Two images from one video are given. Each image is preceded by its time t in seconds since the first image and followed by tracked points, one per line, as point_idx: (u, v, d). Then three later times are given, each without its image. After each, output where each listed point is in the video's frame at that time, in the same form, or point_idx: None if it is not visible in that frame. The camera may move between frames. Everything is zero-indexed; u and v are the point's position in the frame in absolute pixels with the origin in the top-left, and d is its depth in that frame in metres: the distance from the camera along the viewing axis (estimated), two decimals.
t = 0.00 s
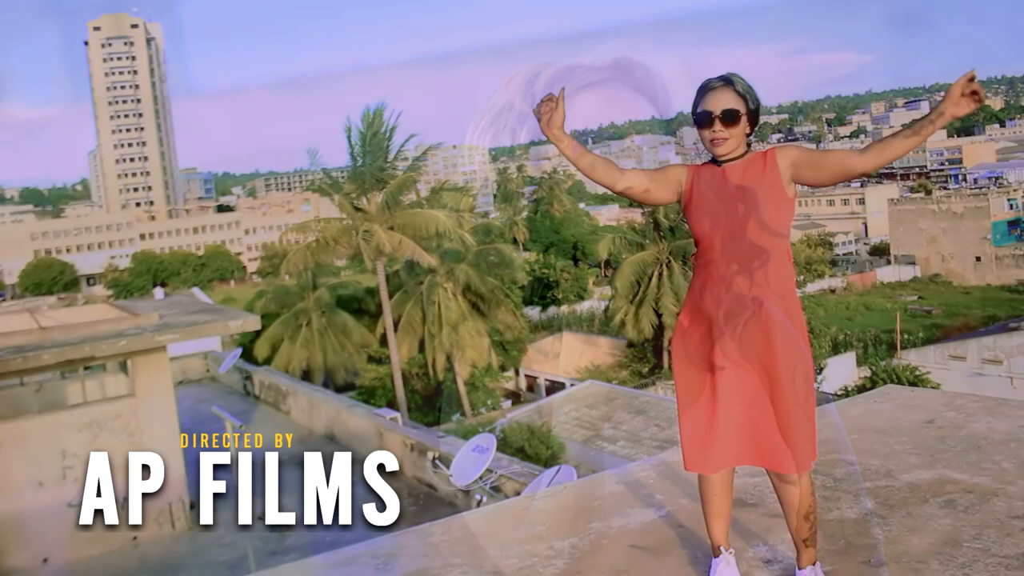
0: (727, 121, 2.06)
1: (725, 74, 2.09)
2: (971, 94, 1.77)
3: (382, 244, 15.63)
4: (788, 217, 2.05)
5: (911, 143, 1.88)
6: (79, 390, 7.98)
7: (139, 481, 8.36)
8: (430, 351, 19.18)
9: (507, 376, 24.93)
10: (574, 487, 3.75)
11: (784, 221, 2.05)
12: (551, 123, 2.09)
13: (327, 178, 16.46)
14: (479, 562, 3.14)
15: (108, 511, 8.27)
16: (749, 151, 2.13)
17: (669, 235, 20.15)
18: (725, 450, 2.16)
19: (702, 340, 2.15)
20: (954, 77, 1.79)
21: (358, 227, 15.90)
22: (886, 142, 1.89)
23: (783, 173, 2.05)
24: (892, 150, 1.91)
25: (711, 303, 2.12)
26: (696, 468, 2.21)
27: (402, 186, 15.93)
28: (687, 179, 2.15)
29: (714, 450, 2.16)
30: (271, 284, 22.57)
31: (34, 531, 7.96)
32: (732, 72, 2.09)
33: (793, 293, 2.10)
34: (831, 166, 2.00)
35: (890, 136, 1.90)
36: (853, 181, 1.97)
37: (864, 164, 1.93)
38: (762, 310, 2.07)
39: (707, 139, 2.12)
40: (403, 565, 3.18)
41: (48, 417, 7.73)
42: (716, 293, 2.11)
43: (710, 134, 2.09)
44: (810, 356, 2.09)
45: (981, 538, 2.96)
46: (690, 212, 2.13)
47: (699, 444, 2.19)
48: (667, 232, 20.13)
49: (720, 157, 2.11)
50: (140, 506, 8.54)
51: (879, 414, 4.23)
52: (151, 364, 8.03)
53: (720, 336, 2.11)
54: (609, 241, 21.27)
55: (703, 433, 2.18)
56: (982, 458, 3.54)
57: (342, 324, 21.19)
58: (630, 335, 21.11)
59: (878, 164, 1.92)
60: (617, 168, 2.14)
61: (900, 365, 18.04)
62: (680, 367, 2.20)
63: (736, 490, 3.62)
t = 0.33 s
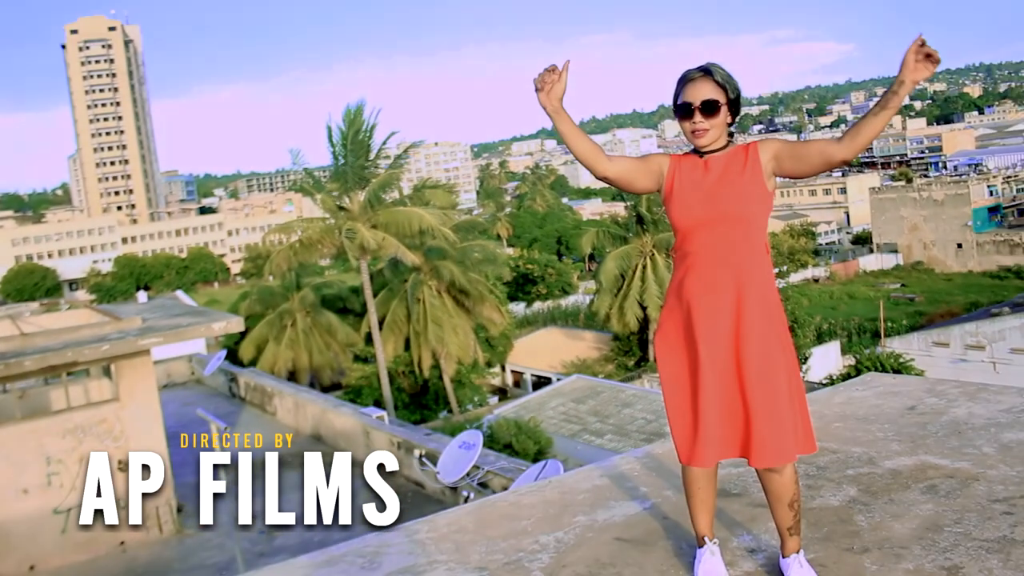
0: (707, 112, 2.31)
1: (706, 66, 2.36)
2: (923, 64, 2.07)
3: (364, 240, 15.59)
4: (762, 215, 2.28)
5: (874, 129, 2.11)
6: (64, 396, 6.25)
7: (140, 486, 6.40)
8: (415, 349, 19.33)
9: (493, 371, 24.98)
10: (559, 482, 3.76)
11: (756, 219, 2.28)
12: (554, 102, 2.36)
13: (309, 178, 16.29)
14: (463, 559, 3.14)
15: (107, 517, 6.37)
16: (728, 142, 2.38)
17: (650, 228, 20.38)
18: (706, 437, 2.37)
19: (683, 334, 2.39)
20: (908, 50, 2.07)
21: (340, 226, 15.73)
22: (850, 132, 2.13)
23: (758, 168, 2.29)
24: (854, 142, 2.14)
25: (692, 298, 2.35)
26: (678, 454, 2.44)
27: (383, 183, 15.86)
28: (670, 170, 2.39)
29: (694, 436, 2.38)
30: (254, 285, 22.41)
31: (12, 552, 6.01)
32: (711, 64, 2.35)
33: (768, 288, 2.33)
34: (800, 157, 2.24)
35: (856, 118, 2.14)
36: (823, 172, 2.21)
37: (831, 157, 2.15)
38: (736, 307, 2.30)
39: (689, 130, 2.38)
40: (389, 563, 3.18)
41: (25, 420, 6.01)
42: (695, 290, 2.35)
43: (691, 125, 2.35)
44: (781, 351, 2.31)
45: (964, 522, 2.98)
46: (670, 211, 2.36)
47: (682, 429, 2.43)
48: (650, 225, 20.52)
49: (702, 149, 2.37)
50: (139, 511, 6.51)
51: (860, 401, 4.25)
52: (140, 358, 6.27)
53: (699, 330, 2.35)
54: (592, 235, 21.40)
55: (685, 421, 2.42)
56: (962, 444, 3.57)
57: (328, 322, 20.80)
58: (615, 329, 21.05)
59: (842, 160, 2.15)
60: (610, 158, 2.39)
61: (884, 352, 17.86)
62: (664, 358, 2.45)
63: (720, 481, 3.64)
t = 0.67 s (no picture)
0: (694, 108, 2.32)
1: (692, 60, 2.36)
2: (884, 43, 2.11)
3: (354, 239, 15.55)
4: (749, 209, 2.28)
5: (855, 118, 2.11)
6: (54, 400, 6.17)
7: (139, 487, 6.33)
8: (407, 347, 19.36)
9: (485, 368, 24.98)
10: (551, 478, 3.76)
11: (744, 211, 2.28)
12: (553, 85, 2.38)
13: (298, 178, 16.22)
14: (456, 556, 3.14)
15: (107, 517, 6.36)
16: (717, 137, 2.39)
17: (640, 222, 20.41)
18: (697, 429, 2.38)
19: (673, 327, 2.40)
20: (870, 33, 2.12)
21: (330, 226, 15.76)
22: (831, 125, 2.13)
23: (744, 161, 2.29)
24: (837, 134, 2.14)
25: (678, 292, 2.36)
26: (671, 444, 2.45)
27: (372, 181, 15.84)
28: (658, 162, 2.39)
29: (685, 427, 2.39)
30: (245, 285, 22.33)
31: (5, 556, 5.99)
32: (698, 57, 2.35)
33: (757, 281, 2.33)
34: (786, 149, 2.24)
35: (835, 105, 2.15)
36: (809, 166, 2.21)
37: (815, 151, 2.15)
38: (722, 300, 2.31)
39: (677, 125, 2.38)
40: (382, 562, 3.18)
41: (19, 428, 5.97)
42: (681, 285, 2.35)
43: (680, 120, 2.35)
44: (771, 344, 2.31)
45: (951, 511, 3.00)
46: (656, 204, 2.36)
47: (674, 421, 2.44)
48: (639, 219, 20.55)
49: (691, 142, 2.37)
50: (139, 510, 6.54)
51: (850, 392, 4.27)
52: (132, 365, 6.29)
53: (688, 322, 2.35)
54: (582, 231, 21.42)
55: (677, 412, 2.43)
56: (952, 434, 3.58)
57: (319, 321, 20.81)
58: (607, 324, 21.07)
59: (824, 154, 2.16)
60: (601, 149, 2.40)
61: (875, 343, 17.90)
62: (655, 349, 2.45)
63: (710, 473, 3.65)
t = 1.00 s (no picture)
0: (673, 100, 2.32)
1: (671, 52, 2.35)
2: (830, 23, 2.16)
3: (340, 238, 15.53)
4: (728, 200, 2.29)
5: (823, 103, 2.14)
6: (41, 407, 6.16)
7: (139, 486, 6.32)
8: (396, 345, 19.37)
9: (475, 365, 24.99)
10: (540, 472, 3.77)
11: (722, 205, 2.29)
12: (549, 64, 2.39)
13: (282, 178, 16.16)
14: (446, 553, 3.14)
15: (107, 517, 6.35)
16: (696, 130, 2.39)
17: (626, 216, 20.44)
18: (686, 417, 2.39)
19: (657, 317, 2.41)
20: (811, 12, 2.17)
21: (315, 225, 15.72)
22: (801, 116, 2.14)
23: (721, 151, 2.29)
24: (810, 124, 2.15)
25: (659, 283, 2.38)
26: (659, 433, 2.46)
27: (357, 180, 15.80)
28: (639, 152, 2.39)
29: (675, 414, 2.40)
30: (232, 287, 22.26)
31: None
32: (677, 49, 2.35)
33: (739, 268, 2.33)
34: (759, 140, 2.24)
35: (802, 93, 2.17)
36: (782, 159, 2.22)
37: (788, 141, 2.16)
38: (704, 290, 2.31)
39: (657, 116, 2.38)
40: (372, 560, 3.17)
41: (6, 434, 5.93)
42: (663, 276, 2.36)
43: (659, 112, 2.35)
44: (757, 331, 2.31)
45: (937, 496, 3.01)
46: (634, 194, 2.37)
47: (663, 410, 2.44)
48: (624, 212, 20.60)
49: (671, 134, 2.37)
50: (138, 511, 6.54)
51: (835, 380, 4.30)
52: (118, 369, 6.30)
53: (676, 310, 2.35)
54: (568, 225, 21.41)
55: (665, 399, 2.43)
56: (937, 419, 3.60)
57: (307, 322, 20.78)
58: (595, 318, 21.11)
59: (798, 144, 2.16)
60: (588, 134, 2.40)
61: (861, 331, 18.03)
62: (638, 338, 2.46)
63: (698, 464, 3.67)
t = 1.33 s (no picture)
0: (642, 92, 2.32)
1: (639, 43, 2.36)
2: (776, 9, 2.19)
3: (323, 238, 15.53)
4: (697, 188, 2.29)
5: (773, 86, 2.18)
6: (26, 416, 6.05)
7: (139, 486, 6.38)
8: (382, 344, 19.39)
9: (462, 361, 25.00)
10: (526, 465, 3.78)
11: (694, 192, 2.30)
12: (552, 42, 2.41)
13: (263, 179, 16.12)
14: (433, 549, 3.14)
15: (106, 517, 6.39)
16: (666, 120, 2.40)
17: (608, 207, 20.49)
18: (674, 405, 2.41)
19: (638, 307, 2.41)
20: None
21: (298, 226, 15.72)
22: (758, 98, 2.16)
23: (688, 137, 2.30)
24: (768, 104, 2.17)
25: (636, 276, 2.39)
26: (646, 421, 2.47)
27: (339, 179, 15.75)
28: (609, 142, 2.40)
29: (661, 404, 2.41)
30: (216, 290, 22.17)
31: None
32: (644, 41, 2.35)
33: (715, 251, 2.33)
34: (719, 127, 2.24)
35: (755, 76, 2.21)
36: (741, 146, 2.22)
37: (745, 126, 2.18)
38: (681, 279, 2.31)
39: (626, 108, 2.38)
40: (360, 558, 3.17)
41: None
42: (639, 268, 2.37)
43: (629, 104, 2.35)
44: (739, 314, 2.32)
45: (920, 477, 3.03)
46: (605, 184, 2.37)
47: (650, 400, 2.44)
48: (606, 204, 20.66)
49: (641, 125, 2.37)
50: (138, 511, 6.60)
51: (817, 365, 4.32)
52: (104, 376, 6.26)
53: (657, 297, 2.36)
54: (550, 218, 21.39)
55: (649, 387, 2.44)
56: (918, 401, 3.62)
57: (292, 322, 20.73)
58: (580, 310, 21.17)
59: (754, 129, 2.18)
60: (559, 124, 2.41)
61: (845, 315, 18.07)
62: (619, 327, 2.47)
63: (684, 452, 3.68)
